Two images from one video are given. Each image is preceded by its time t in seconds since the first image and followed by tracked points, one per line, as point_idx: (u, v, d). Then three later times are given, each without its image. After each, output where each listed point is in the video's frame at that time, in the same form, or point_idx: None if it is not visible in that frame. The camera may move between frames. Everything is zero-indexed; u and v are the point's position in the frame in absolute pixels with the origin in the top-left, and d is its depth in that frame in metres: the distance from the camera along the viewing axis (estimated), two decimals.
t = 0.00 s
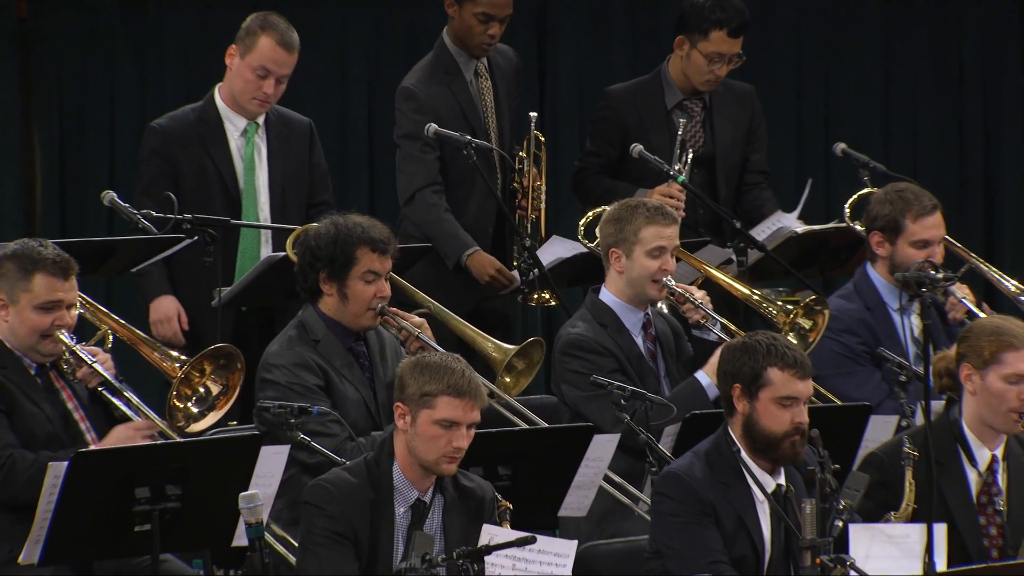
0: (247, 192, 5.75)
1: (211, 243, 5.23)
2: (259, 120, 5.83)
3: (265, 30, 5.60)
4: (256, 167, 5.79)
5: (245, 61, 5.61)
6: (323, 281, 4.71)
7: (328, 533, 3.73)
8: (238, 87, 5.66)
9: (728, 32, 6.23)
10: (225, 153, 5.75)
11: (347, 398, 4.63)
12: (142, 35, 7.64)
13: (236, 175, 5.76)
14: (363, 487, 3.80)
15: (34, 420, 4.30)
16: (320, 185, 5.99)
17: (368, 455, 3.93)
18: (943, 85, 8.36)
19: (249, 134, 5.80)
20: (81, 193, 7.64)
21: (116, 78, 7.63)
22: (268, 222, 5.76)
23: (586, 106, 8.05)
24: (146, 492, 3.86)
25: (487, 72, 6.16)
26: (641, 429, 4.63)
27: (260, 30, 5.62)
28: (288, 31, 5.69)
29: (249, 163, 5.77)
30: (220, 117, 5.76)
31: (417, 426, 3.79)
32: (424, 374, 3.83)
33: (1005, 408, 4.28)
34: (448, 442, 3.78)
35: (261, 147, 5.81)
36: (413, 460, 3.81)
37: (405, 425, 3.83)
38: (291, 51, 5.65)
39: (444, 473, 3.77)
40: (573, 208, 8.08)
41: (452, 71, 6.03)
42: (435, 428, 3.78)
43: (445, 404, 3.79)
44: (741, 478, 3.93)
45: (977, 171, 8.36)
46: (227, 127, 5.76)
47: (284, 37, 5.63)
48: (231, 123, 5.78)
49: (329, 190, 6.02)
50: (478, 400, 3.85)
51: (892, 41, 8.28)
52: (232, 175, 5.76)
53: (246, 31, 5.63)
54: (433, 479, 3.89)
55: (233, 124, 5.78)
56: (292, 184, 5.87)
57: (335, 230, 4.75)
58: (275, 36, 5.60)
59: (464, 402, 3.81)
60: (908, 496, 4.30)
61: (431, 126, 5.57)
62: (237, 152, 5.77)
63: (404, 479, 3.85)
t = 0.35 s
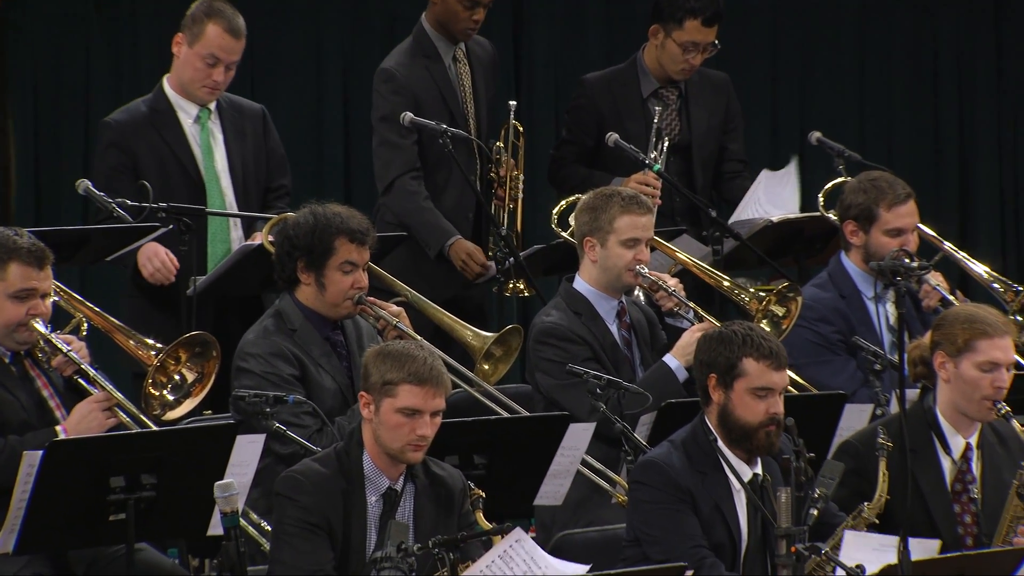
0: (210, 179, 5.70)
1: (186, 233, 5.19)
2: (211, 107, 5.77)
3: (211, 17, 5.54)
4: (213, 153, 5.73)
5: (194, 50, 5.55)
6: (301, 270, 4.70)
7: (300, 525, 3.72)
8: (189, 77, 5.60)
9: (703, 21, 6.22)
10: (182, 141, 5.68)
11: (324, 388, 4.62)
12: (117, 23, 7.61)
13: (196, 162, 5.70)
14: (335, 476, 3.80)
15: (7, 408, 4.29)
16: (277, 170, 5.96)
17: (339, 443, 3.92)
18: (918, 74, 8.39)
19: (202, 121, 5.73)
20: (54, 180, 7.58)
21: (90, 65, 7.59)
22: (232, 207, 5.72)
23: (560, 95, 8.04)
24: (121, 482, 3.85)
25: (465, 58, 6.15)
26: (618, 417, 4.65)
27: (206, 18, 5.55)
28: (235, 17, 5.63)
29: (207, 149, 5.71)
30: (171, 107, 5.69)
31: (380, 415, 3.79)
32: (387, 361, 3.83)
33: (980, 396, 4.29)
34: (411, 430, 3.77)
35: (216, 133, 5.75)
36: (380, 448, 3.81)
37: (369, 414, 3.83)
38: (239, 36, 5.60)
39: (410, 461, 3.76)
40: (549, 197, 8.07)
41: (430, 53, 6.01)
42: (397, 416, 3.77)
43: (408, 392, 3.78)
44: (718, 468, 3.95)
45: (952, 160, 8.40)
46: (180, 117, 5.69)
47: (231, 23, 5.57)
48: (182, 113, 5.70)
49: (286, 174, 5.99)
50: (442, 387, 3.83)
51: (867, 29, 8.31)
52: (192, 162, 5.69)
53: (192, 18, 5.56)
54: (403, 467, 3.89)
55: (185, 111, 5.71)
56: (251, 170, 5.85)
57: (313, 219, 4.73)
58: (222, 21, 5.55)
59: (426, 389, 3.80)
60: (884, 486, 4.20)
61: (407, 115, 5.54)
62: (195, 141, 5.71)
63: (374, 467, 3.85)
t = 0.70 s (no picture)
0: (180, 170, 5.67)
1: (161, 222, 5.12)
2: (171, 97, 5.72)
3: (165, 12, 5.45)
4: (179, 146, 5.70)
5: (153, 46, 5.47)
6: (265, 258, 4.67)
7: (273, 516, 3.71)
8: (148, 73, 5.53)
9: (680, 12, 6.22)
10: (149, 134, 5.62)
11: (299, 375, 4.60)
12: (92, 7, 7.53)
13: (165, 155, 5.65)
14: (308, 466, 3.79)
15: None
16: (232, 156, 5.94)
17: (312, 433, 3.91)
18: (893, 63, 8.42)
19: (165, 112, 5.68)
20: (28, 167, 7.51)
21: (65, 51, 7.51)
22: (203, 196, 5.70)
23: (536, 83, 8.02)
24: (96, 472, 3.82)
25: (443, 44, 6.14)
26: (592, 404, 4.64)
27: (162, 12, 5.46)
28: (190, 8, 5.55)
29: (173, 141, 5.68)
30: (133, 101, 5.61)
31: (351, 404, 3.78)
32: (358, 350, 3.82)
33: (949, 379, 4.31)
34: (383, 419, 3.76)
35: (179, 124, 5.72)
36: (353, 438, 3.80)
37: (341, 404, 3.81)
38: (197, 27, 5.53)
39: (384, 450, 3.75)
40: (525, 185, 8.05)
41: (409, 38, 6.00)
42: (369, 406, 3.76)
43: (379, 380, 3.78)
44: (693, 456, 3.94)
45: (927, 150, 8.45)
46: (145, 112, 5.62)
47: (187, 16, 5.50)
48: (146, 108, 5.63)
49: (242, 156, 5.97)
50: (413, 376, 3.83)
51: (842, 19, 8.35)
52: (161, 155, 5.64)
53: (146, 12, 5.46)
54: (377, 455, 3.88)
55: (147, 104, 5.64)
56: (214, 158, 5.83)
57: (275, 207, 4.70)
58: (178, 15, 5.47)
59: (398, 377, 3.80)
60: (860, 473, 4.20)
61: (382, 103, 5.54)
62: (162, 134, 5.65)
63: (347, 456, 3.83)
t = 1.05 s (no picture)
0: (150, 160, 5.64)
1: (137, 209, 5.11)
2: (142, 87, 5.68)
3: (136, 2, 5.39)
4: (150, 136, 5.67)
5: (124, 37, 5.42)
6: (248, 248, 4.67)
7: (246, 506, 3.70)
8: (120, 63, 5.49)
9: None
10: (120, 124, 5.59)
11: (275, 364, 4.59)
12: None
13: (138, 147, 5.62)
14: (283, 454, 3.79)
15: None
16: (203, 143, 5.90)
17: (288, 421, 3.90)
18: (870, 53, 8.45)
19: (136, 102, 5.64)
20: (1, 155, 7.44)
21: (40, 38, 7.42)
22: (175, 185, 5.67)
23: (512, 71, 8.00)
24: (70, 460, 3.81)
25: (421, 33, 6.13)
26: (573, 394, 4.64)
27: (133, 2, 5.41)
28: None
29: (144, 132, 5.64)
30: (105, 92, 5.58)
31: (330, 391, 3.77)
32: (338, 339, 3.82)
33: (889, 369, 4.27)
34: (361, 408, 3.76)
35: (150, 114, 5.68)
36: (331, 426, 3.79)
37: (320, 390, 3.81)
38: (167, 17, 5.48)
39: (360, 439, 3.75)
40: (502, 173, 8.04)
41: (386, 25, 5.98)
42: (348, 393, 3.75)
43: (358, 368, 3.77)
44: (667, 445, 3.95)
45: (902, 139, 8.49)
46: (116, 103, 5.59)
47: (158, 6, 5.45)
48: (117, 98, 5.61)
49: (213, 144, 5.94)
50: (392, 365, 3.83)
51: (818, 8, 8.37)
52: (132, 145, 5.61)
53: (117, 2, 5.41)
54: (353, 444, 3.87)
55: (119, 94, 5.61)
56: (186, 147, 5.79)
57: (260, 197, 4.70)
58: (149, 5, 5.42)
59: (377, 366, 3.79)
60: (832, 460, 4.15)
61: (358, 91, 5.53)
62: (133, 125, 5.62)
63: (324, 444, 3.83)
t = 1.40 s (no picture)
0: (126, 148, 5.59)
1: (112, 199, 5.03)
2: (118, 75, 5.64)
3: None
4: (126, 124, 5.62)
5: (99, 25, 5.37)
6: (219, 235, 4.63)
7: (221, 496, 3.68)
8: (96, 52, 5.44)
9: None
10: (96, 112, 5.54)
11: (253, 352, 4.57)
12: None
13: (113, 135, 5.58)
14: (258, 443, 3.76)
15: None
16: (180, 130, 5.85)
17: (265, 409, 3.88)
18: (844, 43, 8.48)
19: (112, 90, 5.60)
20: None
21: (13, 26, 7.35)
22: (151, 173, 5.62)
23: (488, 59, 7.98)
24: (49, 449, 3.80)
25: (397, 21, 6.11)
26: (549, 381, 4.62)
27: None
28: None
29: (121, 120, 5.60)
30: (80, 80, 5.53)
31: (307, 381, 3.75)
32: (315, 328, 3.80)
33: (846, 359, 4.29)
34: (339, 396, 3.74)
35: (127, 102, 5.63)
36: (308, 415, 3.78)
37: (296, 379, 3.79)
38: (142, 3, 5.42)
39: (338, 427, 3.74)
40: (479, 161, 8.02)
41: (363, 13, 5.95)
42: (325, 382, 3.74)
43: (335, 357, 3.75)
44: (645, 434, 3.95)
45: (876, 130, 8.52)
46: (92, 91, 5.54)
47: None
48: (93, 86, 5.56)
49: (192, 133, 5.90)
50: (369, 353, 3.81)
51: None
52: (108, 133, 5.57)
53: None
54: (330, 433, 3.86)
55: (94, 82, 5.56)
56: (163, 135, 5.74)
57: (228, 183, 4.67)
58: None
59: (354, 355, 3.78)
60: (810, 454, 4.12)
61: (335, 80, 5.50)
62: (109, 113, 5.58)
63: (300, 433, 3.82)
